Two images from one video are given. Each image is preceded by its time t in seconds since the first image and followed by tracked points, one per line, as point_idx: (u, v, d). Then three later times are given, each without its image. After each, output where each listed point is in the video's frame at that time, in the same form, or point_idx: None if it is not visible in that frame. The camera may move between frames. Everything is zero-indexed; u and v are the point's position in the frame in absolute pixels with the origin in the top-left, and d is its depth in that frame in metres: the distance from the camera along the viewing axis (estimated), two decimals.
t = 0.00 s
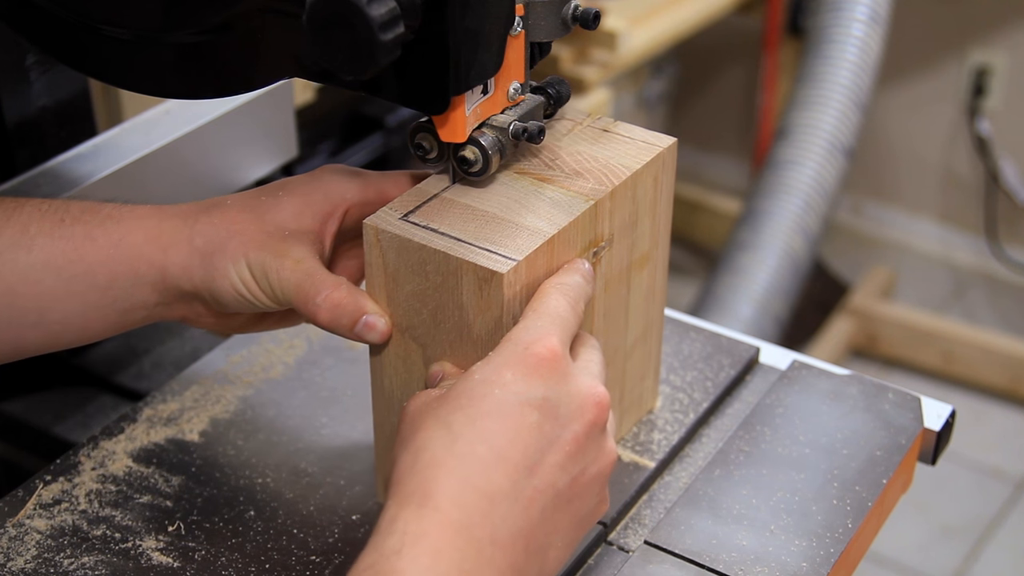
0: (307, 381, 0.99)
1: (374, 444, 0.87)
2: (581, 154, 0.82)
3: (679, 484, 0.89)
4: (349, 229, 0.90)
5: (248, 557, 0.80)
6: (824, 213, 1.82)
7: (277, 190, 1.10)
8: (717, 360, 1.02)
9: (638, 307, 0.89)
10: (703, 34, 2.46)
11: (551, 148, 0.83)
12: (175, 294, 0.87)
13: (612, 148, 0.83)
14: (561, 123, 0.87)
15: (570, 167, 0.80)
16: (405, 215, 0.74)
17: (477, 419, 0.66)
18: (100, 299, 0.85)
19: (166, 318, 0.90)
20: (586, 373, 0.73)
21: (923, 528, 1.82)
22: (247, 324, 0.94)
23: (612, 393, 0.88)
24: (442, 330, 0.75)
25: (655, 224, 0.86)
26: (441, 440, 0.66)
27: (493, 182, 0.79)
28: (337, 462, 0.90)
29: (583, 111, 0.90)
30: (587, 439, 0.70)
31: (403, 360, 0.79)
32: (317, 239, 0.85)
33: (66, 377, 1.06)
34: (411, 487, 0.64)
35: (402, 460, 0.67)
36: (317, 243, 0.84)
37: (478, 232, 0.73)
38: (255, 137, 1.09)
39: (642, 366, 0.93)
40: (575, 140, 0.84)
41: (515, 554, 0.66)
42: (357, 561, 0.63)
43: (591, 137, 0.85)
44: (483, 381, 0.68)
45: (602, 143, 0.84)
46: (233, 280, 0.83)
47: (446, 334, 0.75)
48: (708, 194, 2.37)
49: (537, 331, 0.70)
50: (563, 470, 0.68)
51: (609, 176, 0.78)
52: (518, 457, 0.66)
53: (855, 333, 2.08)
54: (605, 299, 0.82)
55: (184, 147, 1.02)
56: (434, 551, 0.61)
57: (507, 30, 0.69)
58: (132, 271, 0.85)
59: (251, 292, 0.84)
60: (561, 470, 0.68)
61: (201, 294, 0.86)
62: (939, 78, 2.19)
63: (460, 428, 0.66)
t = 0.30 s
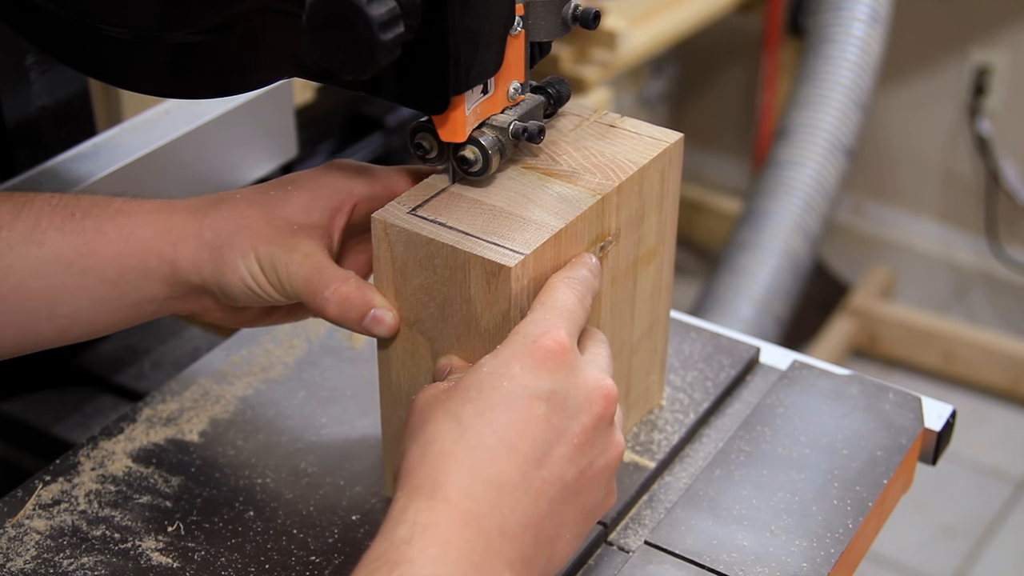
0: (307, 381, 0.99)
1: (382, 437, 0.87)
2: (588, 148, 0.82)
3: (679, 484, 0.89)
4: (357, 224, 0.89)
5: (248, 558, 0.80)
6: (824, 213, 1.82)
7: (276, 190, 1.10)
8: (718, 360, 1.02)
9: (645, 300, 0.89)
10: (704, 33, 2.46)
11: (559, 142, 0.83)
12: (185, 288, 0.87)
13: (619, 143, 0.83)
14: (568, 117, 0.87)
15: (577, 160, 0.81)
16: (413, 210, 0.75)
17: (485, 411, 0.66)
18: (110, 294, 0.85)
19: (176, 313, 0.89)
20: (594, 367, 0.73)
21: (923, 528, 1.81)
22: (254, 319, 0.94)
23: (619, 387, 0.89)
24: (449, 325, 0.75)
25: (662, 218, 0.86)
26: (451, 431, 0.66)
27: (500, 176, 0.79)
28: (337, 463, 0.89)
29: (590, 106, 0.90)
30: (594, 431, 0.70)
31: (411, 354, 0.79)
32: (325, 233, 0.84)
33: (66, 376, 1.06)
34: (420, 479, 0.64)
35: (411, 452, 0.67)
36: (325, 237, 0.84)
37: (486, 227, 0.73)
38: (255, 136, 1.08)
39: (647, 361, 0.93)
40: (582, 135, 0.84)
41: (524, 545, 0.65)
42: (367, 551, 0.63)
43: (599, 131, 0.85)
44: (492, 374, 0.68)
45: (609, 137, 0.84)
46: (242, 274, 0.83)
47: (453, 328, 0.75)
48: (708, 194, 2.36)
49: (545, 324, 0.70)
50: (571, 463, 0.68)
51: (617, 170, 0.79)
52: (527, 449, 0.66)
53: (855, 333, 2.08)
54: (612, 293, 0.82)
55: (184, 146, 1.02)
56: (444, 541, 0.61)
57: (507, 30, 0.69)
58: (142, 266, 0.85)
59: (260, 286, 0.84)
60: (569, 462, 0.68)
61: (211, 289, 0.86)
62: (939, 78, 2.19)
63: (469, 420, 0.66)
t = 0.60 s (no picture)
0: (307, 380, 0.99)
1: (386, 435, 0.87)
2: (594, 144, 0.82)
3: (680, 484, 0.89)
4: (363, 220, 0.89)
5: (248, 558, 0.79)
6: (824, 213, 1.82)
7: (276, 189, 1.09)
8: (718, 360, 1.02)
9: (650, 296, 0.89)
10: (704, 33, 2.45)
11: (565, 138, 0.83)
12: (188, 286, 0.87)
13: (624, 139, 0.83)
14: (573, 114, 0.87)
15: (583, 156, 0.80)
16: (419, 205, 0.75)
17: (491, 405, 0.66)
18: (119, 289, 0.85)
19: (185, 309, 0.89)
20: (599, 362, 0.73)
21: (924, 528, 1.81)
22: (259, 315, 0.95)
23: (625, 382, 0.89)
24: (455, 320, 0.75)
25: (668, 214, 0.86)
26: (457, 425, 0.66)
27: (505, 172, 0.79)
28: (337, 463, 0.89)
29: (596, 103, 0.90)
30: (600, 425, 0.70)
31: (416, 349, 0.79)
32: (332, 229, 0.85)
33: (65, 376, 1.06)
34: (425, 472, 0.64)
35: (418, 446, 0.67)
36: (331, 233, 0.84)
37: (493, 222, 0.73)
38: (255, 136, 1.08)
39: (653, 357, 0.93)
40: (588, 131, 0.84)
41: (530, 538, 0.65)
42: (371, 546, 0.63)
43: (604, 127, 0.85)
44: (498, 368, 0.68)
45: (615, 134, 0.84)
46: (249, 269, 0.83)
47: (459, 323, 0.75)
48: (709, 194, 2.36)
49: (550, 319, 0.70)
50: (576, 457, 0.68)
51: (623, 167, 0.79)
52: (532, 443, 0.66)
53: (856, 333, 2.08)
54: (618, 289, 0.82)
55: (183, 146, 1.02)
56: (451, 533, 0.61)
57: (507, 29, 0.69)
58: (150, 261, 0.85)
59: (267, 281, 0.84)
60: (574, 456, 0.68)
61: (218, 284, 0.86)
62: (940, 77, 2.19)
63: (475, 415, 0.66)
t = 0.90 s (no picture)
0: (307, 380, 0.99)
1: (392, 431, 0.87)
2: (598, 141, 0.82)
3: (680, 484, 0.89)
4: (369, 216, 0.89)
5: (248, 558, 0.79)
6: (825, 213, 1.81)
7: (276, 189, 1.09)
8: (718, 361, 1.02)
9: (655, 292, 0.88)
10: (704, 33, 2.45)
11: (570, 136, 0.83)
12: (189, 285, 0.86)
13: (629, 135, 0.83)
14: (578, 111, 0.87)
15: (587, 153, 0.80)
16: (425, 201, 0.75)
17: (497, 399, 0.66)
18: (126, 283, 0.85)
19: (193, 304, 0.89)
20: (605, 356, 0.73)
21: (924, 529, 1.81)
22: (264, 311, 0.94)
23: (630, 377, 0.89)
24: (461, 315, 0.75)
25: (673, 210, 0.86)
26: (463, 419, 0.66)
27: (510, 168, 0.79)
28: (337, 463, 0.89)
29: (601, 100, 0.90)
30: (605, 419, 0.70)
31: (422, 345, 0.79)
32: (338, 225, 0.84)
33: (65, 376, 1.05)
34: (432, 465, 0.64)
35: (425, 439, 0.67)
36: (338, 229, 0.84)
37: (498, 218, 0.73)
38: (255, 136, 1.08)
39: (658, 354, 0.93)
40: (593, 128, 0.84)
41: (536, 531, 0.65)
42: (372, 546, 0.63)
43: (608, 124, 0.85)
44: (504, 362, 0.68)
45: (619, 130, 0.83)
46: (256, 264, 0.83)
47: (464, 319, 0.75)
48: (709, 194, 2.36)
49: (556, 313, 0.70)
50: (582, 450, 0.68)
51: (628, 162, 0.78)
52: (538, 436, 0.66)
53: (856, 334, 2.08)
54: (623, 285, 0.82)
55: (183, 145, 1.02)
56: (458, 524, 0.61)
57: (507, 29, 0.68)
58: (157, 256, 0.85)
59: (274, 277, 0.84)
60: (581, 449, 0.68)
61: (225, 279, 0.86)
62: (941, 77, 2.19)
63: (481, 408, 0.66)
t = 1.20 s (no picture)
0: (307, 379, 0.99)
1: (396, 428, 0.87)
2: (602, 138, 0.82)
3: (680, 485, 0.88)
4: (375, 213, 0.89)
5: (247, 558, 0.79)
6: (825, 212, 1.81)
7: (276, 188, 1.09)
8: (718, 361, 1.02)
9: (659, 288, 0.88)
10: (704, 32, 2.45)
11: (573, 133, 0.83)
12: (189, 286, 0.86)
13: (633, 132, 0.82)
14: (583, 108, 0.87)
15: (591, 150, 0.80)
16: (430, 197, 0.74)
17: (503, 394, 0.66)
18: (126, 284, 0.85)
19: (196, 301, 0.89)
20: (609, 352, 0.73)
21: (924, 529, 1.81)
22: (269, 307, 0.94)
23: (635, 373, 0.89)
24: (466, 311, 0.75)
25: (677, 207, 0.86)
26: (468, 415, 0.66)
27: (514, 165, 0.78)
28: (337, 463, 0.89)
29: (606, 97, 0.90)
30: (610, 415, 0.69)
31: (427, 340, 0.79)
32: (343, 221, 0.84)
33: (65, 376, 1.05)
34: (438, 461, 0.64)
35: (431, 434, 0.67)
36: (343, 225, 0.84)
37: (503, 214, 0.73)
38: (255, 135, 1.08)
39: (662, 351, 0.93)
40: (597, 125, 0.84)
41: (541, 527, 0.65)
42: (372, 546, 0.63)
43: (611, 121, 0.84)
44: (510, 358, 0.68)
45: (623, 128, 0.83)
46: (262, 261, 0.83)
47: (470, 315, 0.75)
48: (709, 194, 2.36)
49: (561, 309, 0.70)
50: (587, 446, 0.68)
51: (632, 159, 0.78)
52: (543, 432, 0.65)
53: (857, 334, 2.08)
54: (627, 281, 0.82)
55: (184, 144, 1.02)
56: (464, 520, 0.61)
57: (507, 29, 0.68)
58: (156, 257, 0.84)
59: (280, 273, 0.84)
60: (585, 445, 0.68)
61: (230, 276, 0.85)
62: (942, 76, 2.18)
63: (486, 404, 0.66)
